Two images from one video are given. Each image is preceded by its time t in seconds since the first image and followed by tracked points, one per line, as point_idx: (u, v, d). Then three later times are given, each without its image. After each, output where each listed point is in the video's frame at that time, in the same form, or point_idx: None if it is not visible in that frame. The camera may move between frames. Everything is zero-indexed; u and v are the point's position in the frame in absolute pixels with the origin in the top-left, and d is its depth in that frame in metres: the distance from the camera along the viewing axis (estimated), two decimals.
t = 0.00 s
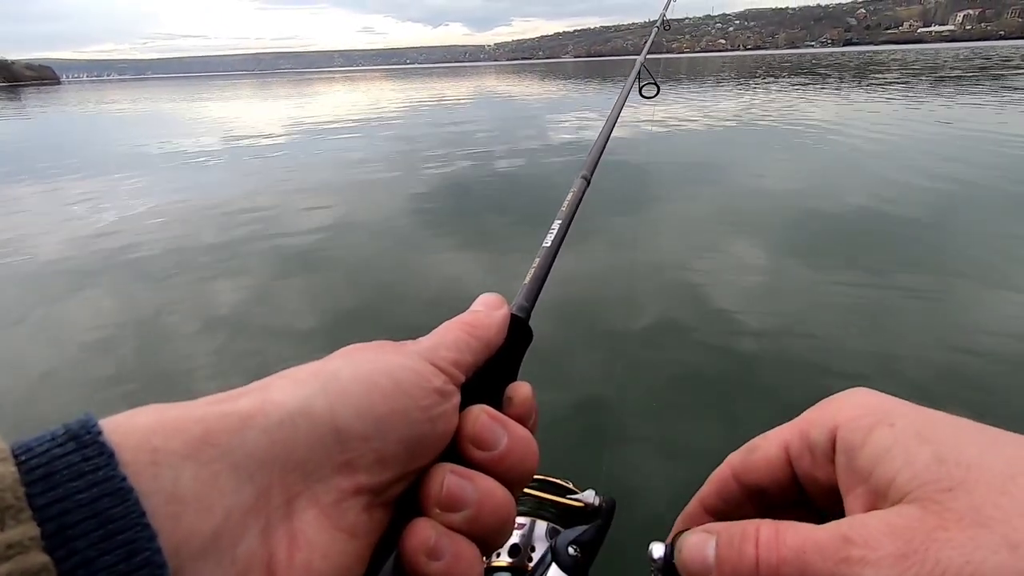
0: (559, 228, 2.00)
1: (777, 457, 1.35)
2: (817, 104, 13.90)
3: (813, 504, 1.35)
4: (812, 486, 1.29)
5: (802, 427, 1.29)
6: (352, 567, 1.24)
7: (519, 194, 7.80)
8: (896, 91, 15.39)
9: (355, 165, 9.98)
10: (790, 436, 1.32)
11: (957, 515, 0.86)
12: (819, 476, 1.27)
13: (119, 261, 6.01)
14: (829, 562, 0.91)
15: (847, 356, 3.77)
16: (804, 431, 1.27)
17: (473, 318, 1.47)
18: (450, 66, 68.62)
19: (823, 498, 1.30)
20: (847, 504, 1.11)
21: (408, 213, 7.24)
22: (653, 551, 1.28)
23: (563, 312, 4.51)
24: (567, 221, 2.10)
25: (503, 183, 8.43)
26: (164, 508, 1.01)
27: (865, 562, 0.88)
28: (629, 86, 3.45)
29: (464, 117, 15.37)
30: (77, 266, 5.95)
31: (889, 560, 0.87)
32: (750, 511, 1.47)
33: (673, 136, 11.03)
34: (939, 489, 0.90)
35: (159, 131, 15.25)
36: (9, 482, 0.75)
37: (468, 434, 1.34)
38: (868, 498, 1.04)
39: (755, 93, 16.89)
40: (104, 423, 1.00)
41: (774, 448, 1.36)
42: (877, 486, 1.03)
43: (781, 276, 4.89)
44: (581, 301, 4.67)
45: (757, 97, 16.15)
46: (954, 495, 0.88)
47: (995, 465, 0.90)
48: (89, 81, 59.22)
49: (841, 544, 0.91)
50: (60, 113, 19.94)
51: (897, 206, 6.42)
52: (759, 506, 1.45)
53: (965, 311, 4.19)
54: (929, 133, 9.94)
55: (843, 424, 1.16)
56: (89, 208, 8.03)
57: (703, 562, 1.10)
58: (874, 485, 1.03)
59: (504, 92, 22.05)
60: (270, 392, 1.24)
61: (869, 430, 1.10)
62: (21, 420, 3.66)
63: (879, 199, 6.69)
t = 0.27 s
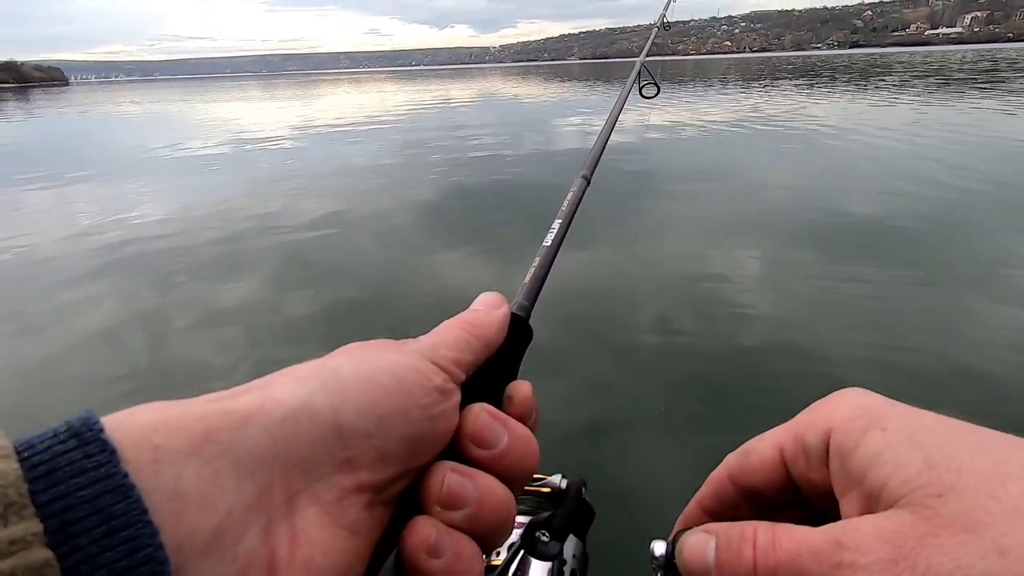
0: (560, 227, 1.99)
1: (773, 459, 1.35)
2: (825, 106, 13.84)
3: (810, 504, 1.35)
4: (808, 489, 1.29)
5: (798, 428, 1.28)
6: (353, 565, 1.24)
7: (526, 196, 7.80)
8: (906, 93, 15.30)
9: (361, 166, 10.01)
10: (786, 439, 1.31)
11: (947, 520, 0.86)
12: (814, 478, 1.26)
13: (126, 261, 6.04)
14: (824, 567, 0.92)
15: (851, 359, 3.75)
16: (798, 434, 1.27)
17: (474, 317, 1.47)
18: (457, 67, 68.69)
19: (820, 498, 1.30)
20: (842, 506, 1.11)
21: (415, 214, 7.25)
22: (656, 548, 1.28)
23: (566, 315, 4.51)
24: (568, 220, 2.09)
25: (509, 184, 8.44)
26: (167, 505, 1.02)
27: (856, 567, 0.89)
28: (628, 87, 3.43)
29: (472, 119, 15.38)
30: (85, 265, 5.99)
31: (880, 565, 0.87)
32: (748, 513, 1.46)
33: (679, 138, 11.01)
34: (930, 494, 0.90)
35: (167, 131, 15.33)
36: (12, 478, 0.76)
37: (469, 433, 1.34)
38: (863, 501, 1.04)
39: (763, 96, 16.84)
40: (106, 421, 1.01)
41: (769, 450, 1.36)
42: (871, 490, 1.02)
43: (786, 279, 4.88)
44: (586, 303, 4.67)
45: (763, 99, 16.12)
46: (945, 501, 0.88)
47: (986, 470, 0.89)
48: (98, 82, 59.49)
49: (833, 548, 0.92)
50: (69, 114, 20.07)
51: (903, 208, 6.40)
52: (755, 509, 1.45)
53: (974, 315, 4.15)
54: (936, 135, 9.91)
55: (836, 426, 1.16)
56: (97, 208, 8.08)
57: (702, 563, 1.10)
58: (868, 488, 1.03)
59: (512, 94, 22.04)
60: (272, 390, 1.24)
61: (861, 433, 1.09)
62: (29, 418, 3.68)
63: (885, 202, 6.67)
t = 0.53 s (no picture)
0: (560, 226, 1.98)
1: (775, 460, 1.34)
2: (832, 109, 13.80)
3: (812, 503, 1.34)
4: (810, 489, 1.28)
5: (800, 428, 1.27)
6: (352, 563, 1.25)
7: (532, 197, 7.80)
8: (913, 96, 15.23)
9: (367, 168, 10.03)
10: (787, 440, 1.30)
11: (951, 523, 0.85)
12: (816, 479, 1.25)
13: (135, 262, 6.08)
14: (828, 569, 0.91)
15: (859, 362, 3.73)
16: (799, 434, 1.26)
17: (473, 317, 1.48)
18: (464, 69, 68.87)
19: (822, 497, 1.29)
20: (846, 507, 1.10)
21: (420, 216, 7.27)
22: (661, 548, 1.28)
23: (571, 316, 4.49)
24: (569, 219, 2.09)
25: (515, 186, 8.43)
26: (167, 503, 1.01)
27: (861, 569, 0.88)
28: (629, 87, 3.40)
29: (477, 121, 15.41)
30: (93, 265, 6.01)
31: (882, 566, 0.86)
32: (751, 514, 1.46)
33: (686, 140, 10.99)
34: (934, 496, 0.89)
35: (175, 133, 15.40)
36: (12, 476, 0.76)
37: (469, 432, 1.33)
38: (866, 503, 1.04)
39: (770, 98, 16.80)
40: (106, 419, 1.00)
41: (771, 451, 1.34)
42: (875, 491, 1.01)
43: (793, 281, 4.85)
44: (591, 305, 4.67)
45: (770, 101, 16.08)
46: (949, 503, 0.87)
47: (990, 472, 0.89)
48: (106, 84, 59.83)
49: (837, 551, 0.91)
50: (78, 115, 20.20)
51: (912, 210, 6.37)
52: (758, 509, 1.44)
53: (982, 317, 4.12)
54: (944, 137, 9.86)
55: (837, 427, 1.15)
56: (105, 209, 8.11)
57: (709, 564, 1.09)
58: (872, 490, 1.02)
59: (517, 96, 22.04)
60: (273, 389, 1.24)
61: (862, 434, 1.09)
62: (37, 418, 3.70)
63: (894, 204, 6.63)
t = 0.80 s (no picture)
0: (562, 229, 1.97)
1: (779, 465, 1.33)
2: (837, 111, 13.77)
3: (815, 508, 1.32)
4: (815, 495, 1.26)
5: (804, 432, 1.26)
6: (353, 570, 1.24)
7: (536, 199, 7.81)
8: (918, 98, 15.19)
9: (372, 169, 10.03)
10: (791, 445, 1.29)
11: (958, 528, 0.84)
12: (820, 484, 1.24)
13: (140, 263, 6.10)
14: None
15: (866, 365, 3.70)
16: (803, 438, 1.24)
17: (475, 320, 1.47)
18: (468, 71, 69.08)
19: (826, 504, 1.28)
20: (851, 515, 1.09)
21: (424, 217, 7.28)
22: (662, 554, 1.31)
23: (575, 320, 4.47)
24: (570, 223, 2.08)
25: (519, 188, 8.43)
26: (168, 509, 1.00)
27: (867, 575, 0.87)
28: (631, 91, 3.40)
29: (481, 123, 15.43)
30: (100, 266, 6.02)
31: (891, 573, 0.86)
32: (756, 519, 1.45)
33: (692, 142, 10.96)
34: (942, 502, 0.88)
35: (181, 134, 15.45)
36: (10, 483, 0.74)
37: (470, 437, 1.33)
38: (872, 508, 1.03)
39: (774, 100, 16.78)
40: (108, 425, 0.99)
41: (775, 456, 1.33)
42: (882, 495, 1.00)
43: (799, 284, 4.83)
44: (595, 308, 4.66)
45: (776, 104, 16.05)
46: (957, 509, 0.86)
47: (995, 476, 0.88)
48: (114, 85, 59.97)
49: (843, 557, 0.91)
50: (85, 117, 20.26)
51: (919, 214, 6.34)
52: (763, 515, 1.43)
53: (989, 319, 4.10)
54: (951, 140, 9.83)
55: (841, 432, 1.13)
56: (112, 210, 8.13)
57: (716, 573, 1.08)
58: (878, 495, 1.01)
59: (521, 98, 22.08)
60: (274, 394, 1.23)
61: (867, 438, 1.07)
62: (44, 421, 3.70)
63: (901, 207, 6.60)
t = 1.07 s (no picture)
0: (560, 231, 1.97)
1: (779, 468, 1.32)
2: (842, 114, 13.75)
3: (815, 510, 1.32)
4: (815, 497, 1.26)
5: (805, 432, 1.25)
6: None
7: (540, 201, 7.82)
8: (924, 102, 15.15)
9: (377, 172, 10.04)
10: (791, 447, 1.29)
11: (957, 531, 0.84)
12: (821, 487, 1.23)
13: (146, 264, 6.13)
14: None
15: (873, 370, 3.67)
16: (803, 441, 1.24)
17: (473, 322, 1.46)
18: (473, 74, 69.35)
19: (826, 506, 1.27)
20: (851, 517, 1.08)
21: (428, 219, 7.30)
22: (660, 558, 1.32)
23: (578, 323, 4.44)
24: (569, 224, 2.07)
25: (523, 191, 8.42)
26: (162, 513, 0.97)
27: None
28: (629, 93, 3.35)
29: (486, 125, 15.46)
30: (104, 268, 6.03)
31: None
32: (756, 522, 1.44)
33: (697, 146, 10.93)
34: (940, 505, 0.88)
35: (187, 137, 15.48)
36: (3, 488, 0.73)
37: (468, 441, 1.32)
38: (872, 512, 1.02)
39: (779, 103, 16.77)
40: (100, 428, 0.97)
41: (775, 458, 1.33)
42: (882, 498, 0.99)
43: (803, 288, 4.80)
44: (599, 310, 4.65)
45: (781, 107, 16.03)
46: (955, 512, 0.86)
47: (994, 479, 0.87)
48: (121, 88, 60.31)
49: (841, 560, 0.90)
50: (90, 120, 20.31)
51: (924, 218, 6.31)
52: (763, 517, 1.42)
53: (996, 323, 4.07)
54: (957, 144, 9.79)
55: (841, 434, 1.13)
56: (118, 212, 8.15)
57: None
58: (877, 498, 1.01)
59: (526, 101, 22.12)
60: (270, 397, 1.21)
61: (868, 440, 1.07)
62: (48, 421, 3.69)
63: (907, 211, 6.57)
